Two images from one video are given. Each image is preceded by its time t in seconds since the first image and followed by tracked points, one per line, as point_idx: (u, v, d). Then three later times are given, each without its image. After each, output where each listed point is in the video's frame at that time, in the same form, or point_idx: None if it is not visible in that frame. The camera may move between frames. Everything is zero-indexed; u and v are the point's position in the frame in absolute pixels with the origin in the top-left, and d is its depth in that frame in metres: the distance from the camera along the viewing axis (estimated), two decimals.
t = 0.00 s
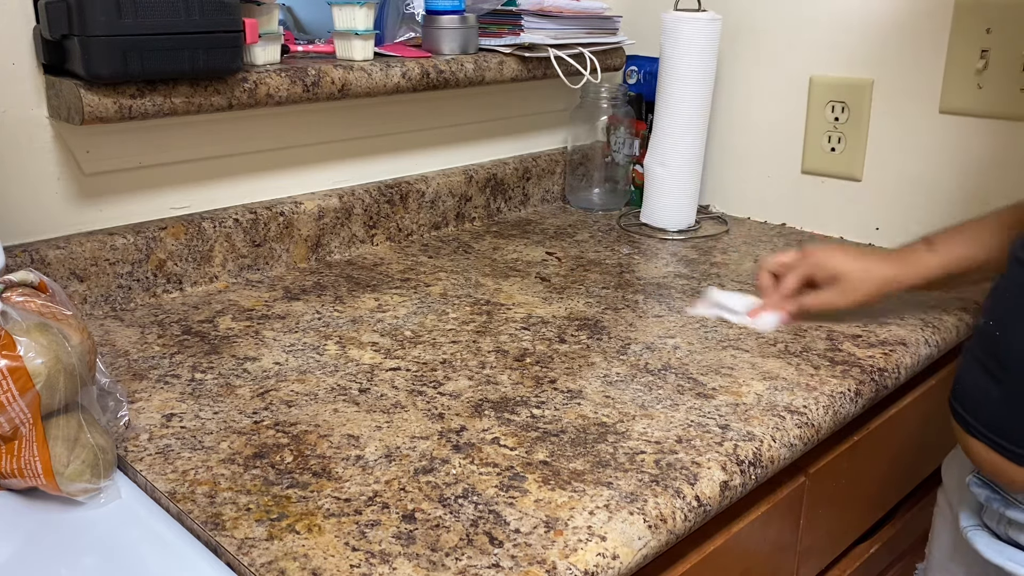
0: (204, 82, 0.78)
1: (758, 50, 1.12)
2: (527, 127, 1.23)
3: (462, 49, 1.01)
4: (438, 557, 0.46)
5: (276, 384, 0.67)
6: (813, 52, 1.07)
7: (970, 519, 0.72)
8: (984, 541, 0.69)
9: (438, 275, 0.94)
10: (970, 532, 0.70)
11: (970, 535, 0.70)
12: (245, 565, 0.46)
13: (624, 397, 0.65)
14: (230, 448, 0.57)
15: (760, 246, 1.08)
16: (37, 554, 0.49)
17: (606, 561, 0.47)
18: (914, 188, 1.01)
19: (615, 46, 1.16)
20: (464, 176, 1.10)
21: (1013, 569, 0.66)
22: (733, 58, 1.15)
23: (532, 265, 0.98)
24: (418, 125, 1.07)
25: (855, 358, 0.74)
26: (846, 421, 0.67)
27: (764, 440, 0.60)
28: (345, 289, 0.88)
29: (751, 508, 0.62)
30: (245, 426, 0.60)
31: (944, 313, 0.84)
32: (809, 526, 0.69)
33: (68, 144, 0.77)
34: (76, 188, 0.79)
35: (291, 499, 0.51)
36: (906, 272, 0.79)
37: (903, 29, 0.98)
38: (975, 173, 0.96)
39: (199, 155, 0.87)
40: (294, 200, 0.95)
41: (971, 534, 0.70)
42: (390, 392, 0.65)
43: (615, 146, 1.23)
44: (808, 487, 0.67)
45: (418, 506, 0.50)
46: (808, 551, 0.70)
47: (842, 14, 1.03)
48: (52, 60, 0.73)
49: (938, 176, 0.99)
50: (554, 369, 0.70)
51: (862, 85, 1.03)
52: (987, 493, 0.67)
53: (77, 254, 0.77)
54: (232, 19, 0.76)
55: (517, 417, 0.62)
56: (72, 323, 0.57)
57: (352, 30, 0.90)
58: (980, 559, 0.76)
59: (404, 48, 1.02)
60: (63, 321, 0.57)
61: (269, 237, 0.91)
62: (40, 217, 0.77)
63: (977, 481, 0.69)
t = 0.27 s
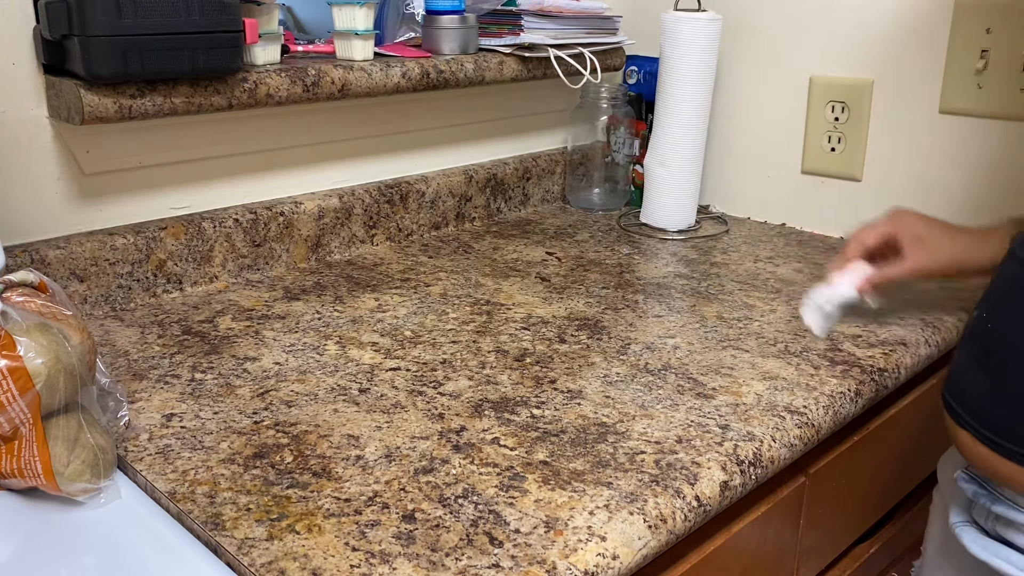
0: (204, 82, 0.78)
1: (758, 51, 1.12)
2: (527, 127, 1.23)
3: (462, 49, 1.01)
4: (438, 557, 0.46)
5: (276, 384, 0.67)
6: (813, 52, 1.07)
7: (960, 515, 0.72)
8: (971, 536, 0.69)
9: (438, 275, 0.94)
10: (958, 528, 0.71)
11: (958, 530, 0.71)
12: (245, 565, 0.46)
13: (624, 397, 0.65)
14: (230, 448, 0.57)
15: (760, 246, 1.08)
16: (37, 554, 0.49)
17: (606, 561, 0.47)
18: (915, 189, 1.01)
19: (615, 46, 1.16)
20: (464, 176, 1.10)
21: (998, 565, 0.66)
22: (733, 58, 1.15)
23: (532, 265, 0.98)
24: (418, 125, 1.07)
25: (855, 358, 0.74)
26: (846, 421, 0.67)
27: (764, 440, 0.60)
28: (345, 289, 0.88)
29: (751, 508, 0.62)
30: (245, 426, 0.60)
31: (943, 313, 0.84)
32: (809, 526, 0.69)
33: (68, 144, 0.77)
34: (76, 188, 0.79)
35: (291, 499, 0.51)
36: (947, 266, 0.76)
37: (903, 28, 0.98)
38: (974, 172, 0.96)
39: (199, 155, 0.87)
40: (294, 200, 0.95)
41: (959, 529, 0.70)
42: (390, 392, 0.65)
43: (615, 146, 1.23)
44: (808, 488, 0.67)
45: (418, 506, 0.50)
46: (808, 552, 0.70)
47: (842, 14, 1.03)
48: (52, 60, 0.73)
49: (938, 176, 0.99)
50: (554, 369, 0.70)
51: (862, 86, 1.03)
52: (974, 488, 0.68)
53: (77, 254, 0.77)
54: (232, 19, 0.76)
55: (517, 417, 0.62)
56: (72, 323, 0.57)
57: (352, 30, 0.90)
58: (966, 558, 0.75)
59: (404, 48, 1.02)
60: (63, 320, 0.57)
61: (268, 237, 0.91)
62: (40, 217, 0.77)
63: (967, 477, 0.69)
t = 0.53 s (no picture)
0: (204, 82, 0.78)
1: (758, 50, 1.12)
2: (527, 127, 1.23)
3: (462, 49, 1.01)
4: (438, 557, 0.46)
5: (276, 384, 0.67)
6: (813, 52, 1.06)
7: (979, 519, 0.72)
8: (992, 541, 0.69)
9: (438, 275, 0.94)
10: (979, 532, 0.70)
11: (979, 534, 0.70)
12: (245, 565, 0.46)
13: (624, 398, 0.65)
14: (230, 448, 0.57)
15: (760, 245, 1.08)
16: (37, 554, 0.49)
17: (606, 561, 0.47)
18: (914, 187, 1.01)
19: (615, 46, 1.16)
20: (464, 176, 1.10)
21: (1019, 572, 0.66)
22: (732, 58, 1.15)
23: (533, 265, 0.98)
24: (419, 125, 1.07)
25: (855, 358, 0.74)
26: (846, 421, 0.67)
27: (764, 440, 0.60)
28: (345, 289, 0.88)
29: (751, 507, 0.62)
30: (245, 426, 0.60)
31: (943, 313, 0.84)
32: (809, 526, 0.69)
33: (69, 144, 0.77)
34: (76, 188, 0.79)
35: (291, 499, 0.51)
36: (968, 199, 0.90)
37: (903, 28, 0.98)
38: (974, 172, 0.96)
39: (199, 154, 0.87)
40: (294, 200, 0.95)
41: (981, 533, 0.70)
42: (390, 392, 0.65)
43: (615, 146, 1.23)
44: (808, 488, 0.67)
45: (418, 506, 0.50)
46: (808, 552, 0.69)
47: (842, 14, 1.03)
48: (52, 60, 0.73)
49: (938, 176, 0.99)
50: (554, 369, 0.70)
51: (862, 86, 1.03)
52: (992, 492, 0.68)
53: (77, 254, 0.77)
54: (232, 19, 0.76)
55: (517, 417, 0.62)
56: (72, 323, 0.57)
57: (352, 30, 0.90)
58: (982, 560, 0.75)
59: (404, 47, 1.02)
60: (63, 320, 0.57)
61: (269, 237, 0.91)
62: (40, 216, 0.77)
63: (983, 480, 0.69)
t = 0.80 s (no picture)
0: (204, 82, 0.78)
1: (758, 50, 1.12)
2: (527, 127, 1.23)
3: (462, 49, 1.01)
4: (438, 557, 0.46)
5: (276, 384, 0.67)
6: (813, 52, 1.06)
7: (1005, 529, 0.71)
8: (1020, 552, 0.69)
9: (438, 275, 0.94)
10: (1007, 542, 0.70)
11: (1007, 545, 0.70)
12: (245, 565, 0.46)
13: (624, 398, 0.65)
14: (230, 448, 0.57)
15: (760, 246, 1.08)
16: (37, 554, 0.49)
17: (606, 561, 0.47)
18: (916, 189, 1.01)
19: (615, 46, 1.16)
20: (464, 176, 1.10)
21: None
22: (732, 58, 1.15)
23: (533, 265, 0.98)
24: (419, 125, 1.07)
25: (855, 358, 0.74)
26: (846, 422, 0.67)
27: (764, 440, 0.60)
28: (345, 289, 0.88)
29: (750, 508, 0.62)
30: (245, 426, 0.60)
31: (943, 313, 0.84)
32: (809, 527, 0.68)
33: (69, 144, 0.77)
34: (76, 188, 0.79)
35: (291, 499, 0.51)
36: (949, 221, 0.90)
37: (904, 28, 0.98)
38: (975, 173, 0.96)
39: (199, 154, 0.87)
40: (294, 200, 0.95)
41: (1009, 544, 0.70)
42: (390, 392, 0.65)
43: (615, 146, 1.23)
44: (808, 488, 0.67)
45: (418, 506, 0.50)
46: (808, 552, 0.69)
47: (842, 14, 1.03)
48: (52, 60, 0.73)
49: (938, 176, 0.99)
50: (554, 369, 0.70)
51: (862, 86, 1.03)
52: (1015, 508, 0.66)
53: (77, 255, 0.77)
54: (232, 19, 0.76)
55: (517, 417, 0.62)
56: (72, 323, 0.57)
57: (352, 30, 0.90)
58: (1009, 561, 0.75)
59: (404, 47, 1.02)
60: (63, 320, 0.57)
61: (269, 237, 0.91)
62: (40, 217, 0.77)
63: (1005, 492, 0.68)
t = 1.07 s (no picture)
0: (204, 82, 0.78)
1: (758, 50, 1.12)
2: (527, 127, 1.23)
3: (462, 49, 1.01)
4: (438, 557, 0.46)
5: (276, 384, 0.67)
6: (813, 52, 1.07)
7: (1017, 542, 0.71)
8: None
9: (438, 275, 0.94)
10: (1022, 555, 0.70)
11: None
12: (245, 565, 0.46)
13: (624, 398, 0.65)
14: (230, 448, 0.57)
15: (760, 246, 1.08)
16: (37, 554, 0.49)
17: (606, 561, 0.47)
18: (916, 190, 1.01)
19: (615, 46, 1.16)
20: (464, 176, 1.10)
21: None
22: (732, 58, 1.15)
23: (533, 265, 0.98)
24: (419, 125, 1.07)
25: (855, 358, 0.74)
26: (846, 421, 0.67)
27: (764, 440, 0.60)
28: (345, 289, 0.88)
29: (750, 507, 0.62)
30: (245, 426, 0.60)
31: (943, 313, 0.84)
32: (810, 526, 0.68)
33: (69, 144, 0.77)
34: (76, 188, 0.79)
35: (291, 499, 0.51)
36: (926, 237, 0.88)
37: (903, 28, 0.98)
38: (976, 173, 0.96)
39: (199, 154, 0.87)
40: (294, 200, 0.95)
41: None
42: (390, 392, 0.65)
43: (615, 146, 1.23)
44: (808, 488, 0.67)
45: (418, 506, 0.50)
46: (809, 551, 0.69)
47: (843, 14, 1.03)
48: (52, 60, 0.73)
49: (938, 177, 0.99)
50: (554, 369, 0.70)
51: (862, 85, 1.03)
52: None
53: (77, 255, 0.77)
54: (232, 19, 0.76)
55: (518, 417, 0.62)
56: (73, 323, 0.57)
57: (352, 30, 0.90)
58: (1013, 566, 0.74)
59: (404, 47, 1.02)
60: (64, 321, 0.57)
61: (268, 237, 0.91)
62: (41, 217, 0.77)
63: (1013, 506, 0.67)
